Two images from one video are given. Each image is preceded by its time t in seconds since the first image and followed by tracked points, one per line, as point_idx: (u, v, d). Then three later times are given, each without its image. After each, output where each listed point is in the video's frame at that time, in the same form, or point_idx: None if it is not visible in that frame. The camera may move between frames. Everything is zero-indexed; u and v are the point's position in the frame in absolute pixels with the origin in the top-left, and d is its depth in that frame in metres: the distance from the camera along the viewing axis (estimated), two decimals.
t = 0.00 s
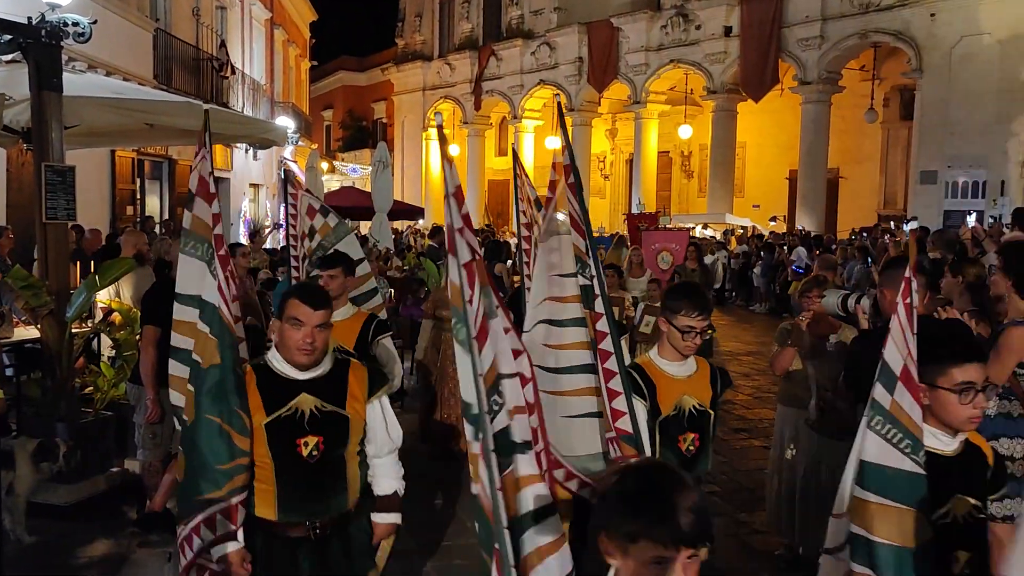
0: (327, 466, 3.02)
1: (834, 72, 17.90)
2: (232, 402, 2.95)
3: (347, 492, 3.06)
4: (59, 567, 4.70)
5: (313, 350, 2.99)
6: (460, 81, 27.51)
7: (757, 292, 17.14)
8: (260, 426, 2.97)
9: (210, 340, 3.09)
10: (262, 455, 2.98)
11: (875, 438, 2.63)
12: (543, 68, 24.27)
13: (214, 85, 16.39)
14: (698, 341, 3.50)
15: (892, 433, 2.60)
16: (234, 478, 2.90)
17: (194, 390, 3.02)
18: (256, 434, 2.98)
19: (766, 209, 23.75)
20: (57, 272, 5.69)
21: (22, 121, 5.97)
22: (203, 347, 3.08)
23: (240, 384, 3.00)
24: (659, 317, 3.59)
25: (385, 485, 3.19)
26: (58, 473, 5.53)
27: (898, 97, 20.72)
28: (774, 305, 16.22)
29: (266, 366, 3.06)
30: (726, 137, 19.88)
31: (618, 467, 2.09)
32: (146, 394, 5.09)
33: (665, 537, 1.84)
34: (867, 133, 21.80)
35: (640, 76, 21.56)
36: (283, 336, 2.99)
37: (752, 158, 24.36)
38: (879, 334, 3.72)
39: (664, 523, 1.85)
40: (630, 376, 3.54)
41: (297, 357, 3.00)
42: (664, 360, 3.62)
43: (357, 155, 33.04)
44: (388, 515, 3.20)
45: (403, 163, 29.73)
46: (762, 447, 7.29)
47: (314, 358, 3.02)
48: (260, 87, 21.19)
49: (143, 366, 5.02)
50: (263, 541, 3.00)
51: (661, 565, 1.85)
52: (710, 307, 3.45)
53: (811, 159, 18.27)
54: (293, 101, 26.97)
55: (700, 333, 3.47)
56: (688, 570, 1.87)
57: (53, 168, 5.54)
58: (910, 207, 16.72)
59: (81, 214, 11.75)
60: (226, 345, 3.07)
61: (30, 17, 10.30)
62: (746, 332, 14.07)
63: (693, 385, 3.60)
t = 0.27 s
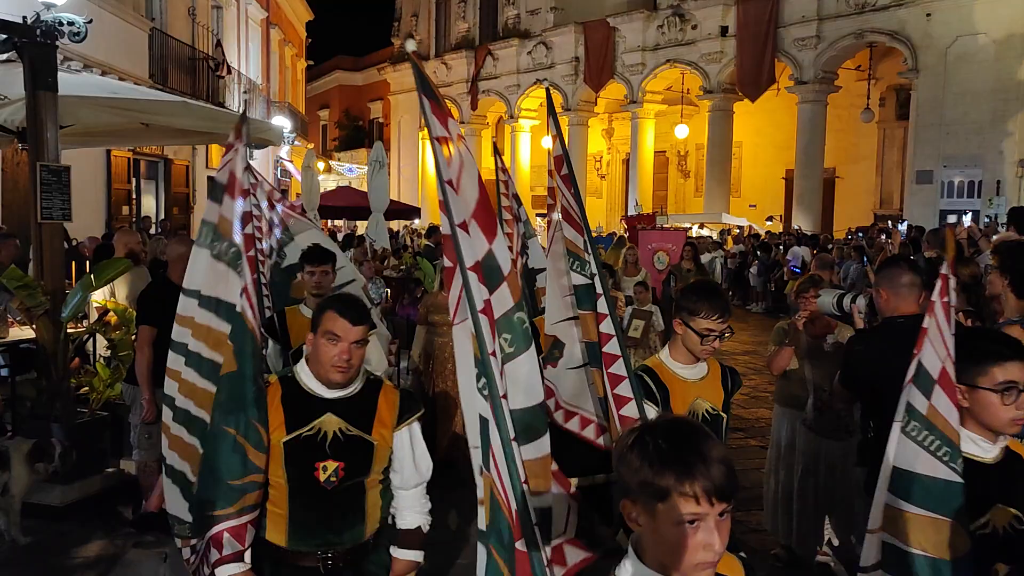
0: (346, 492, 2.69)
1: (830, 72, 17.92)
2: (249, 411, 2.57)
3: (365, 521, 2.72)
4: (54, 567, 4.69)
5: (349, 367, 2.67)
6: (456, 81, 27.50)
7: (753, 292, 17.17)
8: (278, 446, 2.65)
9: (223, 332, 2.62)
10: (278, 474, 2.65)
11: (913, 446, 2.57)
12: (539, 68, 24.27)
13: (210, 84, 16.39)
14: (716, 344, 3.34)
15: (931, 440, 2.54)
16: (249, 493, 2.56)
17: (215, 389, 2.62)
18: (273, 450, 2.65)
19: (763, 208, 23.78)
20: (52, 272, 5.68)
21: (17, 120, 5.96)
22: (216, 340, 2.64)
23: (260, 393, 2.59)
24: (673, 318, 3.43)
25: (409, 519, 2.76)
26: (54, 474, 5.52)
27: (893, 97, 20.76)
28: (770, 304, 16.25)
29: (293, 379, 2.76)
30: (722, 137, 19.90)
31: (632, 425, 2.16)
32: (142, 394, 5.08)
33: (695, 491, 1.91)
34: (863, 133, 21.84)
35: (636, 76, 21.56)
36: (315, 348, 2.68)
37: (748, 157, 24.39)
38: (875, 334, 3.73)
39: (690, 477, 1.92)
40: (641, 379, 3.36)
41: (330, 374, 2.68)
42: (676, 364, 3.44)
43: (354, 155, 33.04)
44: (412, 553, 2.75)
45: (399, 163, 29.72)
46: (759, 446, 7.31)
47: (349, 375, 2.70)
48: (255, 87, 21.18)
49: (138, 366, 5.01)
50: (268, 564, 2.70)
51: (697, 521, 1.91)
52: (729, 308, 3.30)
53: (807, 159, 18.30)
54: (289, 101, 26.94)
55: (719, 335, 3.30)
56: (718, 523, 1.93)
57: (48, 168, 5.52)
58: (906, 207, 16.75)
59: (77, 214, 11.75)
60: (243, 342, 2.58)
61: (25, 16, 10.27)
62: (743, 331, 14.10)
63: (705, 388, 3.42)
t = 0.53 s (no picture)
0: (365, 498, 2.63)
1: (827, 72, 17.95)
2: (273, 412, 2.43)
3: (388, 530, 2.64)
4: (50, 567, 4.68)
5: (370, 369, 2.61)
6: (454, 81, 27.49)
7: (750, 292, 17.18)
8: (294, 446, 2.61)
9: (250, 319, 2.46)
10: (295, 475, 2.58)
11: (982, 461, 2.20)
12: (537, 68, 24.27)
13: (206, 84, 16.36)
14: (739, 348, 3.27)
15: (1001, 455, 2.17)
16: (265, 498, 2.41)
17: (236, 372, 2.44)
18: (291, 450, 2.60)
19: (759, 209, 23.81)
20: (48, 272, 5.67)
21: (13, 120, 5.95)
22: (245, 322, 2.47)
23: (284, 393, 2.45)
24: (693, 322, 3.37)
25: (429, 530, 2.55)
26: (51, 474, 5.51)
27: (890, 97, 20.79)
28: (767, 304, 16.26)
29: (310, 377, 2.73)
30: (719, 137, 19.90)
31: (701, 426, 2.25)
32: (137, 394, 5.07)
33: (758, 493, 1.98)
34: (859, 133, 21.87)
35: (633, 76, 21.57)
36: (337, 351, 2.63)
37: (745, 157, 24.42)
38: (870, 334, 3.75)
39: (752, 479, 1.99)
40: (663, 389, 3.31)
41: (352, 376, 2.63)
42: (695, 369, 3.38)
43: (350, 154, 33.01)
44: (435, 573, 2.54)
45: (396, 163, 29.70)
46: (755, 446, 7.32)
47: (370, 377, 2.65)
48: (252, 87, 21.16)
49: (134, 367, 5.01)
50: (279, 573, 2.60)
51: (763, 525, 1.96)
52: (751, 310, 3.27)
53: (803, 159, 18.31)
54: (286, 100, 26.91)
55: (741, 338, 3.25)
56: (784, 528, 1.97)
57: (44, 167, 5.51)
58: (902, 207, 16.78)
59: (73, 214, 11.73)
60: (271, 328, 2.41)
61: (21, 15, 10.24)
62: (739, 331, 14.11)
63: (725, 396, 3.35)
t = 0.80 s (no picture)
0: (384, 527, 2.59)
1: (825, 72, 17.96)
2: (268, 450, 2.37)
3: (405, 559, 2.63)
4: (49, 567, 4.67)
5: (378, 394, 2.52)
6: (452, 81, 27.49)
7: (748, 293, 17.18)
8: (302, 480, 2.50)
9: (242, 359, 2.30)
10: (301, 511, 2.49)
11: None
12: (535, 68, 24.28)
13: (204, 84, 16.37)
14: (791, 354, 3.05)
15: None
16: (257, 539, 2.32)
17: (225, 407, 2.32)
18: (292, 486, 2.49)
19: (758, 209, 23.81)
20: (46, 271, 5.65)
21: (11, 119, 5.93)
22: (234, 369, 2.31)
23: (278, 423, 2.37)
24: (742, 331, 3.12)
25: (446, 555, 2.69)
26: (48, 474, 5.50)
27: (887, 97, 20.83)
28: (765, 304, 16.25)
29: (312, 401, 2.61)
30: (717, 137, 19.91)
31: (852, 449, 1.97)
32: (136, 393, 5.05)
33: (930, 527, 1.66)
34: (857, 134, 21.89)
35: (631, 76, 21.58)
36: (343, 373, 2.54)
37: (743, 157, 24.42)
38: (869, 333, 3.77)
39: (921, 509, 1.68)
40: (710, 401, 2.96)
41: (359, 402, 2.53)
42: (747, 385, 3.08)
43: (348, 154, 33.00)
44: None
45: (395, 163, 29.70)
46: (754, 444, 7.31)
47: (377, 402, 2.55)
48: (250, 87, 21.15)
49: (132, 366, 4.99)
50: None
51: (932, 564, 1.66)
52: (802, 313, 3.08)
53: (801, 159, 18.33)
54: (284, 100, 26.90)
55: (792, 342, 3.04)
56: (950, 566, 1.69)
57: (42, 167, 5.50)
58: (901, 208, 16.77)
59: (71, 214, 11.72)
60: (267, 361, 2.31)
61: (19, 14, 10.22)
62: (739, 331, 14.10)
63: (772, 415, 3.05)
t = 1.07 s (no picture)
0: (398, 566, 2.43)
1: (823, 73, 17.97)
2: (262, 499, 2.25)
3: None
4: (48, 567, 4.68)
5: (372, 425, 2.36)
6: (451, 81, 27.49)
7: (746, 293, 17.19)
8: (304, 527, 2.37)
9: (246, 403, 2.31)
10: (304, 559, 2.36)
11: None
12: (534, 69, 24.28)
13: (204, 84, 16.37)
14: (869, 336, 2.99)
15: None
16: None
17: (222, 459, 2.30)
18: (293, 534, 2.37)
19: (757, 209, 23.84)
20: (44, 270, 5.65)
21: (10, 119, 5.93)
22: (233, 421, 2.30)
23: (273, 473, 2.28)
24: (811, 316, 3.10)
25: None
26: (47, 473, 5.52)
27: (886, 99, 20.85)
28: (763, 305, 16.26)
29: (300, 437, 2.48)
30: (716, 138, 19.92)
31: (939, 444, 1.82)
32: (134, 394, 5.05)
33: None
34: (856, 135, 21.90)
35: (630, 77, 21.59)
36: (331, 405, 2.37)
37: (742, 158, 24.44)
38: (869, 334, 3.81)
39: None
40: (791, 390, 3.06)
41: (352, 435, 2.37)
42: (821, 371, 3.16)
43: (347, 154, 33.00)
44: None
45: (393, 163, 29.70)
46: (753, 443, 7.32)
47: (371, 433, 2.39)
48: (249, 87, 21.15)
49: (131, 366, 4.98)
50: None
51: None
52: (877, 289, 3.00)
53: (800, 160, 18.35)
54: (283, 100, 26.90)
55: (870, 319, 2.98)
56: None
57: (41, 167, 5.51)
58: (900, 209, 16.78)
59: (70, 215, 11.71)
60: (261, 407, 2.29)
61: (18, 14, 10.22)
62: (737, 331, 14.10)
63: (848, 406, 3.15)
